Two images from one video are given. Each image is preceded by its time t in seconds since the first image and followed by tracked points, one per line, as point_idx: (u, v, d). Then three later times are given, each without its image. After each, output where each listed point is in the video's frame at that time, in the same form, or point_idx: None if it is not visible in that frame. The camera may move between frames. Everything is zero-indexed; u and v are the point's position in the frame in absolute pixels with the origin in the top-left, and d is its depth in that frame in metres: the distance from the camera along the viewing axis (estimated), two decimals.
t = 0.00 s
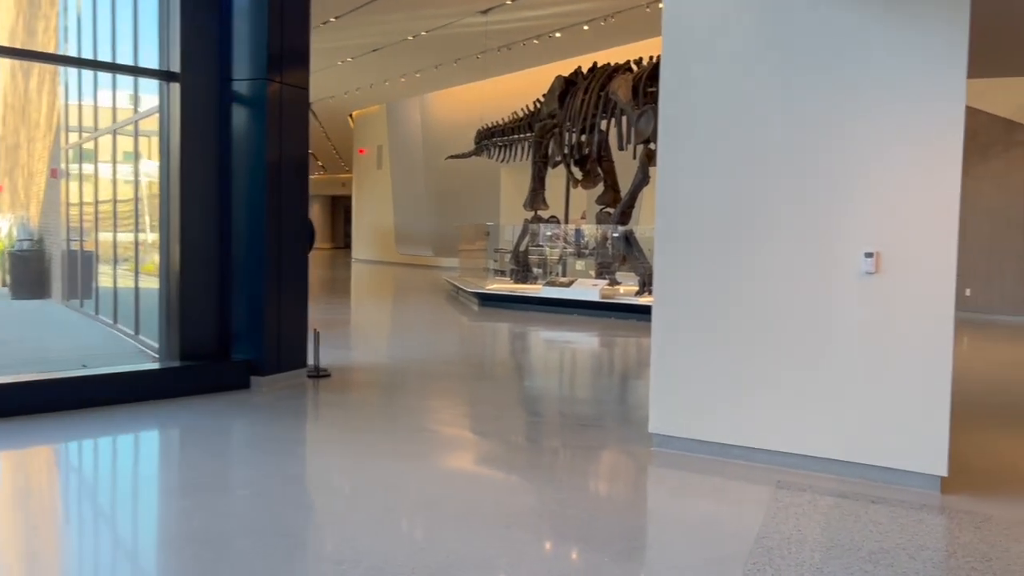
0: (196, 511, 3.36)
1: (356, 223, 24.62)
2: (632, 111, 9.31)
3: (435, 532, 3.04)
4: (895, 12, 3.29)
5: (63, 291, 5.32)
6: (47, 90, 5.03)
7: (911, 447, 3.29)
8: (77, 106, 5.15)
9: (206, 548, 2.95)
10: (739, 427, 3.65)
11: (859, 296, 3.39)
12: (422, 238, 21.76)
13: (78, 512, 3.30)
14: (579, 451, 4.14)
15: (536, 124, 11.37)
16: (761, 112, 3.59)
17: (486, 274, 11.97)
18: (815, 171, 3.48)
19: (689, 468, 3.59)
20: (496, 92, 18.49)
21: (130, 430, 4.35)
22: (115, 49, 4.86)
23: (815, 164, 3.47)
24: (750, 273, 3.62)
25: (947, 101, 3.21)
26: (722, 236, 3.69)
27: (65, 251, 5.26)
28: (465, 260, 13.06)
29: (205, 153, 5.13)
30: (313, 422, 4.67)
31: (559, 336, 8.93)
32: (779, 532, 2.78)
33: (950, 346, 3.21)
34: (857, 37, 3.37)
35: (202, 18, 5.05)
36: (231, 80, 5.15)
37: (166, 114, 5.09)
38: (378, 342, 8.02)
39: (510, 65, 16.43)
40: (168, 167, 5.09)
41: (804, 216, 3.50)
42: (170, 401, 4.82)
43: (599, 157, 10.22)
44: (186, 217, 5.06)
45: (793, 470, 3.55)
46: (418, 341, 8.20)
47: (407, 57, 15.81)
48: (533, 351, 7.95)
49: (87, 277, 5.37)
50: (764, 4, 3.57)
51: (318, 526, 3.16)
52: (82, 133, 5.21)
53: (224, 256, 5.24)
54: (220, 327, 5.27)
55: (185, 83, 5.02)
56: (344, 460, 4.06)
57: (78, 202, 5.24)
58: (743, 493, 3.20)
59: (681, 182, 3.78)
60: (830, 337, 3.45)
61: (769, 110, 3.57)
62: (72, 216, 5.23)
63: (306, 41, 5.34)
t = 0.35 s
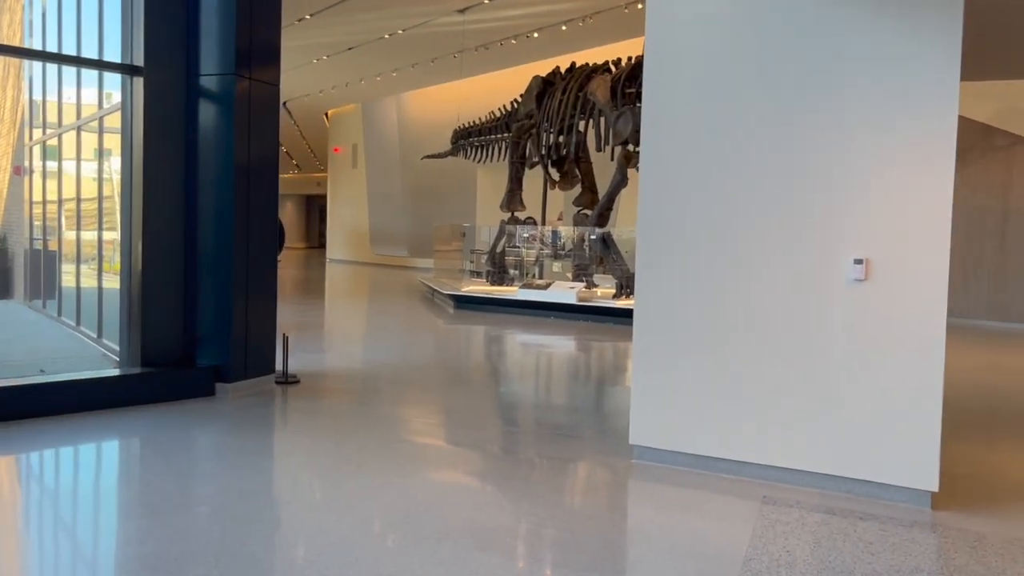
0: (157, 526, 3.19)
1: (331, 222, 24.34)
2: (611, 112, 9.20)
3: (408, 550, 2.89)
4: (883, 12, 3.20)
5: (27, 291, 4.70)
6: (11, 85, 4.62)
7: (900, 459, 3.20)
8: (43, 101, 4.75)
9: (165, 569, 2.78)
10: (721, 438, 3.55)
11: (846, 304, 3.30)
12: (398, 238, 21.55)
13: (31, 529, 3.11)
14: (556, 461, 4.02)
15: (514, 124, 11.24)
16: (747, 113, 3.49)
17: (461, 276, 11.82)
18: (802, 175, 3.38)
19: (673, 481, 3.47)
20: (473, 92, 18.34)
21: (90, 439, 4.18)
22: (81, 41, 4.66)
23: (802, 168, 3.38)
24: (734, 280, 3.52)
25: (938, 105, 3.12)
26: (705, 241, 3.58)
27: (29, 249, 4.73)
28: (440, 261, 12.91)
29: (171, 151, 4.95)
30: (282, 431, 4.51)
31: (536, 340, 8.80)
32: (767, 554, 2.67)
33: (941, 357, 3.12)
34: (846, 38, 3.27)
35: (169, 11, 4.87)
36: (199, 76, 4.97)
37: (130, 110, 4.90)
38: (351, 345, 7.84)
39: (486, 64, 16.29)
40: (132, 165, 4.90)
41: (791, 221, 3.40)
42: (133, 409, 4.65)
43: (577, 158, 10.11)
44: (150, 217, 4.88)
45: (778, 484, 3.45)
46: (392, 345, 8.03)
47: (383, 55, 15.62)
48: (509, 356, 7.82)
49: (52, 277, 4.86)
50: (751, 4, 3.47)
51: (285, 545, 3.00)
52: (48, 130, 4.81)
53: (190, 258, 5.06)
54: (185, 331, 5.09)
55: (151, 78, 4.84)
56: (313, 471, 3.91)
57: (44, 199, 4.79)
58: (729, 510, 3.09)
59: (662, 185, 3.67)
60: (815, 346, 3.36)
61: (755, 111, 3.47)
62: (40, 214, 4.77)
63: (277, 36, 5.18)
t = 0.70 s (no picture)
0: (139, 537, 3.06)
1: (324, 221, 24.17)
2: (607, 111, 9.08)
3: (398, 564, 2.77)
4: (894, 6, 3.09)
5: (13, 289, 4.60)
6: None
7: (909, 470, 3.09)
8: (30, 99, 4.61)
9: None
10: (721, 447, 3.43)
11: (852, 308, 3.18)
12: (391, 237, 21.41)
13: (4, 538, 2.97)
14: (550, 469, 3.90)
15: (508, 124, 11.11)
16: (749, 110, 3.37)
17: (455, 276, 11.69)
18: (807, 174, 3.26)
19: (672, 492, 3.35)
20: (468, 91, 18.22)
21: (68, 443, 4.04)
22: (65, 31, 4.50)
23: (810, 168, 3.25)
24: (735, 283, 3.40)
25: (951, 104, 3.00)
26: (706, 243, 3.46)
27: (14, 245, 4.62)
28: (433, 261, 12.78)
29: (154, 146, 4.81)
30: (268, 435, 4.38)
31: (530, 342, 8.68)
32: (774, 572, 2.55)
33: (954, 363, 3.01)
34: (856, 34, 3.15)
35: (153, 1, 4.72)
36: (184, 68, 4.83)
37: (112, 104, 4.73)
38: (343, 347, 7.71)
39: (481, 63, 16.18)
40: (114, 160, 4.74)
41: (798, 222, 3.28)
42: (114, 412, 4.51)
43: (572, 157, 9.99)
44: (133, 215, 4.73)
45: (780, 495, 3.34)
46: (385, 346, 7.90)
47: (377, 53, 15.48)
48: (503, 358, 7.70)
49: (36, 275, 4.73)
50: None
51: (269, 558, 2.87)
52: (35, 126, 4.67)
53: (175, 257, 4.92)
54: (168, 333, 4.95)
55: (134, 70, 4.68)
56: (299, 478, 3.78)
57: (29, 197, 4.64)
58: (732, 523, 2.97)
59: (661, 185, 3.55)
60: (822, 352, 3.24)
61: (757, 108, 3.35)
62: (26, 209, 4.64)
63: (265, 29, 5.04)
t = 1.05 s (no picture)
0: (130, 542, 2.94)
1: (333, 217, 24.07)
2: (618, 106, 8.94)
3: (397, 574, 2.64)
4: None
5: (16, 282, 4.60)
6: (2, 71, 4.48)
7: (936, 481, 2.94)
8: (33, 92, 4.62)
9: None
10: (734, 453, 3.30)
11: (872, 309, 3.05)
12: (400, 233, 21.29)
13: None
14: (558, 475, 3.76)
15: (518, 118, 10.96)
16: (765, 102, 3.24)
17: (463, 273, 11.54)
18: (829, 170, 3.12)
19: (686, 501, 3.22)
20: (478, 86, 18.09)
21: (62, 442, 3.92)
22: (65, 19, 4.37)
23: (833, 163, 3.11)
24: (750, 282, 3.27)
25: (983, 96, 2.85)
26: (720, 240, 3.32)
27: (19, 238, 4.62)
28: (442, 258, 12.64)
29: (154, 138, 4.69)
30: (268, 435, 4.25)
31: (538, 340, 8.54)
32: None
33: (985, 368, 2.87)
34: (882, 22, 3.00)
35: None
36: (183, 56, 4.73)
37: (109, 93, 4.61)
38: (350, 344, 7.58)
39: (491, 58, 16.04)
40: (112, 153, 4.60)
41: (820, 219, 3.14)
42: (111, 410, 4.39)
43: (582, 153, 9.83)
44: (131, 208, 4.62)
45: (799, 505, 3.20)
46: (392, 344, 7.77)
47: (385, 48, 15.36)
48: (511, 357, 7.56)
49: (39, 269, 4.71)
50: None
51: (262, 566, 2.74)
52: (37, 119, 4.65)
53: (174, 252, 4.81)
54: (167, 329, 4.84)
55: (132, 59, 4.54)
56: (299, 481, 3.65)
57: (36, 190, 4.66)
58: (749, 536, 2.83)
59: (673, 180, 3.41)
60: (844, 355, 3.10)
61: (773, 99, 3.22)
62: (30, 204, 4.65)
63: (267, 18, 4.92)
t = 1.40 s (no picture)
0: (139, 544, 2.83)
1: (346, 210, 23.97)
2: (635, 96, 8.78)
3: None
4: None
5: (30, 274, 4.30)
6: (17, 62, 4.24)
7: (973, 490, 2.80)
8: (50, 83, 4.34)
9: None
10: (756, 459, 3.16)
11: (906, 309, 2.90)
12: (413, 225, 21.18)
13: None
14: (573, 478, 3.62)
15: (533, 110, 10.80)
16: (792, 91, 3.08)
17: (476, 266, 11.40)
18: (862, 163, 2.96)
19: (709, 509, 3.08)
20: (493, 77, 17.95)
21: (65, 438, 3.82)
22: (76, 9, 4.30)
23: (866, 156, 2.95)
24: (775, 281, 3.12)
25: None
26: (743, 238, 3.18)
27: (34, 230, 4.31)
28: (455, 250, 12.49)
29: (160, 128, 4.59)
30: (275, 432, 4.12)
31: (553, 335, 8.41)
32: None
33: None
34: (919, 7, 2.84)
35: None
36: (191, 44, 4.61)
37: (113, 83, 4.49)
38: (360, 338, 7.46)
39: (506, 49, 15.89)
40: (119, 143, 4.52)
41: (852, 214, 2.98)
42: (116, 405, 4.28)
43: (598, 145, 9.70)
44: (137, 201, 4.52)
45: (827, 513, 3.06)
46: (403, 339, 7.65)
47: (400, 39, 15.24)
48: (525, 353, 7.42)
49: (55, 259, 4.40)
50: None
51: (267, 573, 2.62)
52: (53, 109, 4.37)
53: (180, 246, 4.71)
54: (174, 323, 4.74)
55: (138, 47, 4.44)
56: (306, 481, 3.53)
57: (48, 182, 4.34)
58: (777, 549, 2.70)
59: (696, 173, 3.27)
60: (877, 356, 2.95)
61: (802, 89, 3.06)
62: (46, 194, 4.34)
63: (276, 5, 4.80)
